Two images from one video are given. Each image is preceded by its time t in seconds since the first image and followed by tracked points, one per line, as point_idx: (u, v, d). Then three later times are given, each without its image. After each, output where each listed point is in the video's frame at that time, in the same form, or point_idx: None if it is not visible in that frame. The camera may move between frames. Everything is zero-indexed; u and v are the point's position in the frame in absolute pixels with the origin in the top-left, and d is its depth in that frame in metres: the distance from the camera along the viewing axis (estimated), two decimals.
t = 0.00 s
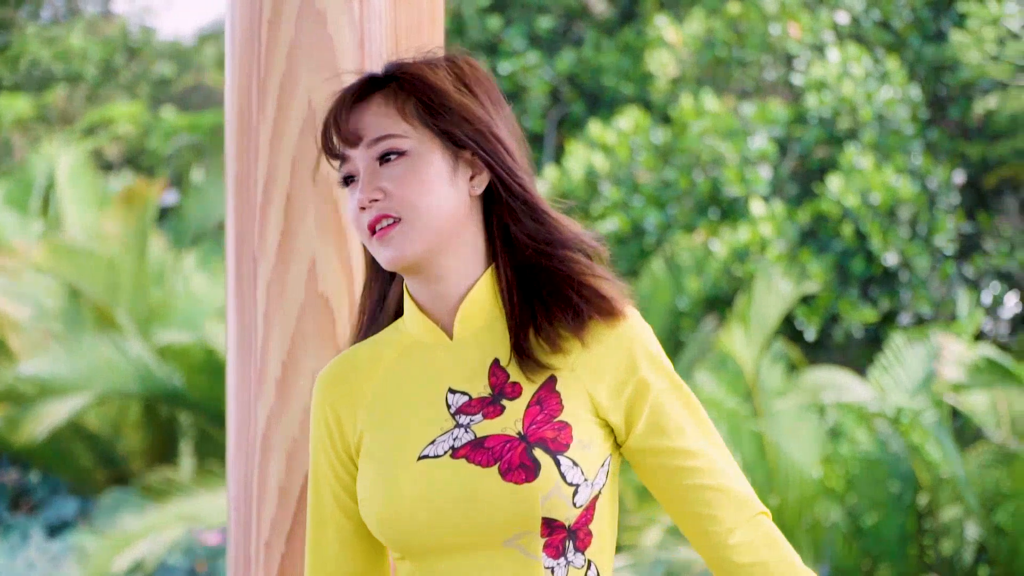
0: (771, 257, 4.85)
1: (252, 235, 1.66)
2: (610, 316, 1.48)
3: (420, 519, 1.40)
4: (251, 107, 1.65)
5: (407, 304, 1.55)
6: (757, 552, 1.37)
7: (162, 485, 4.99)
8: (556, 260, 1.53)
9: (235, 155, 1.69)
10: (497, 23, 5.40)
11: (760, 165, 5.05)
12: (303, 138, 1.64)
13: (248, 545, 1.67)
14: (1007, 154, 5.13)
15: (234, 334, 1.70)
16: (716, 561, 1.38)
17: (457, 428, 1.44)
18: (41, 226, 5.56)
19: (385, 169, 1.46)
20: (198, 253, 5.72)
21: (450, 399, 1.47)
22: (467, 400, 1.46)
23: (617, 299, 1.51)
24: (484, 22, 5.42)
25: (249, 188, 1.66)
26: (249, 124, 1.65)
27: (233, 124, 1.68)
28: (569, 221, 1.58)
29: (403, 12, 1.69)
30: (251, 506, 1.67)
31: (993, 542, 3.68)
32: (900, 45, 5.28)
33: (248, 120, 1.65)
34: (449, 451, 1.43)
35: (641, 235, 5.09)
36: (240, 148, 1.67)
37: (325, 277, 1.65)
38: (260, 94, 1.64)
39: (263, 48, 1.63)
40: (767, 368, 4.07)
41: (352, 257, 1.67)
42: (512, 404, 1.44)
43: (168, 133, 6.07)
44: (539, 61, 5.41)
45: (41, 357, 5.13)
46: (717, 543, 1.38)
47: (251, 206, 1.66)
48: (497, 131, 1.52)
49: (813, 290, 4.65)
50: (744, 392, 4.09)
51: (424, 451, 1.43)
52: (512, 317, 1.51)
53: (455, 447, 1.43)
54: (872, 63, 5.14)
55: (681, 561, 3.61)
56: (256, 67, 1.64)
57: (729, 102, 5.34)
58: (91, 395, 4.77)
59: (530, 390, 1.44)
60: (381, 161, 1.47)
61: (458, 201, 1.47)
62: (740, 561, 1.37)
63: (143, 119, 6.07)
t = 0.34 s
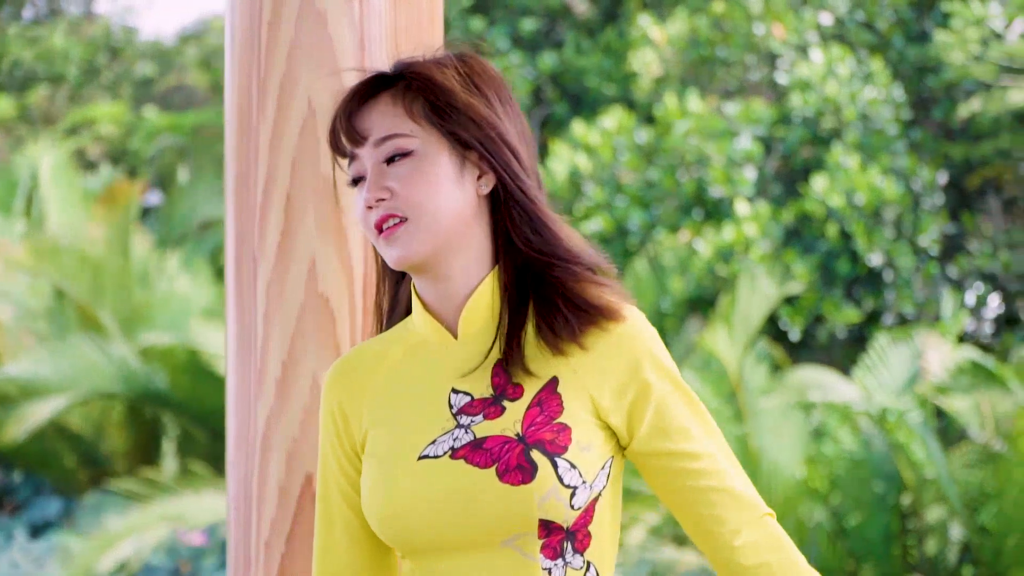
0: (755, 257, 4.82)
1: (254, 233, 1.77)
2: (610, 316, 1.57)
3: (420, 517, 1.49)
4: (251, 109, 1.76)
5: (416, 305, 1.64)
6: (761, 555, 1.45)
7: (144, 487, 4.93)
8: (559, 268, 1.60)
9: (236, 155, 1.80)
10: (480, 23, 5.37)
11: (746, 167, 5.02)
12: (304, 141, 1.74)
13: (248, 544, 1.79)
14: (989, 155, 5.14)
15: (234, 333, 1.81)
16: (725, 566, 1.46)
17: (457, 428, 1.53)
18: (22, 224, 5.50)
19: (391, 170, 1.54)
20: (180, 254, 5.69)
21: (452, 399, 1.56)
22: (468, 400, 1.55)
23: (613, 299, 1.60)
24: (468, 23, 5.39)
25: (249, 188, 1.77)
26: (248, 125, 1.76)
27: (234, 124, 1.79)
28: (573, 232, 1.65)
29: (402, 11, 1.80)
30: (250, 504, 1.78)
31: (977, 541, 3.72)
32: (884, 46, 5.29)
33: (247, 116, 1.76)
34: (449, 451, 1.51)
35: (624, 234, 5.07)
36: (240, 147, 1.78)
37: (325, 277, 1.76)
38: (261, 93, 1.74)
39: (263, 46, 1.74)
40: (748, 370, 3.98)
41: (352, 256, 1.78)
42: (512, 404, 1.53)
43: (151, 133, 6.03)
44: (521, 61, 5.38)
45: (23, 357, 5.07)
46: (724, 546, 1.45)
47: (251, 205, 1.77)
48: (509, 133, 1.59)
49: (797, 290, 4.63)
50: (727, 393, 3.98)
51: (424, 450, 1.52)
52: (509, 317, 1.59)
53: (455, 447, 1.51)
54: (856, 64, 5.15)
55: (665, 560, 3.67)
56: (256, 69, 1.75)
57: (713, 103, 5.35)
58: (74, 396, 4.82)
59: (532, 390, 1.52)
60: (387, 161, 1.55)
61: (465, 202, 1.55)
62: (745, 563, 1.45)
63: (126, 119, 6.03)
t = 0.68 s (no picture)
0: (737, 257, 4.80)
1: (253, 236, 1.61)
2: (617, 321, 1.45)
3: (419, 515, 1.40)
4: (251, 112, 1.60)
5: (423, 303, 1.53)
6: (773, 557, 1.34)
7: (124, 491, 5.00)
8: (572, 271, 1.47)
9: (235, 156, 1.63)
10: (461, 23, 5.34)
11: (730, 168, 5.03)
12: (305, 141, 1.59)
13: (248, 546, 1.62)
14: (970, 156, 5.16)
15: (234, 338, 1.65)
16: (728, 568, 1.35)
17: (459, 430, 1.43)
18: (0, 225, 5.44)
19: (397, 171, 1.43)
20: (160, 254, 5.65)
21: (456, 401, 1.45)
22: (472, 402, 1.44)
23: (626, 307, 1.48)
24: (449, 23, 5.36)
25: (249, 191, 1.61)
26: (248, 127, 1.61)
27: (233, 124, 1.63)
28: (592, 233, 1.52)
29: (402, 13, 1.66)
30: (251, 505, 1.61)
31: (959, 541, 3.77)
32: (865, 46, 5.31)
33: (247, 117, 1.61)
34: (450, 453, 1.41)
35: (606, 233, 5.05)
36: (240, 148, 1.62)
37: (326, 277, 1.59)
38: (261, 94, 1.59)
39: (264, 47, 1.59)
40: (731, 369, 3.94)
41: (354, 257, 1.61)
42: (516, 408, 1.42)
43: (131, 133, 5.98)
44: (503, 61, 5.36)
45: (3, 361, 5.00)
46: (730, 548, 1.35)
47: (251, 209, 1.61)
48: (518, 133, 1.47)
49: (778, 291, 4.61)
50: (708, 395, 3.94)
51: (427, 453, 1.42)
52: (515, 318, 1.47)
53: (456, 449, 1.41)
54: (838, 64, 5.15)
55: (647, 561, 3.67)
56: (256, 70, 1.59)
57: (695, 103, 5.34)
58: (53, 399, 4.89)
59: (535, 392, 1.42)
60: (393, 160, 1.45)
61: (471, 202, 1.44)
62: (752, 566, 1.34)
63: (105, 120, 5.98)
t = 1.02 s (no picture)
0: (722, 257, 4.80)
1: (254, 241, 1.48)
2: (616, 326, 1.33)
3: (420, 515, 1.30)
4: (251, 116, 1.47)
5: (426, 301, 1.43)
6: (777, 562, 1.23)
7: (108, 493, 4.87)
8: (574, 277, 1.36)
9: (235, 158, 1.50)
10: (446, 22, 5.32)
11: (715, 169, 5.04)
12: (306, 142, 1.46)
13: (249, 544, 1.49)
14: (953, 157, 5.18)
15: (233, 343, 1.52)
16: (730, 572, 1.24)
17: (460, 434, 1.33)
18: None
19: (399, 175, 1.34)
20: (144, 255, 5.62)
21: (458, 404, 1.35)
22: (473, 406, 1.34)
23: (628, 312, 1.36)
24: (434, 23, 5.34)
25: (249, 192, 1.48)
26: (248, 129, 1.48)
27: (233, 125, 1.50)
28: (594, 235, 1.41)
29: (402, 18, 1.53)
30: (251, 508, 1.49)
31: (944, 542, 3.79)
32: (849, 48, 5.33)
33: (248, 118, 1.48)
34: (450, 457, 1.31)
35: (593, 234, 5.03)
36: (240, 150, 1.49)
37: (326, 277, 1.46)
38: (261, 99, 1.46)
39: (265, 50, 1.46)
40: (716, 367, 3.94)
41: (355, 260, 1.48)
42: (517, 412, 1.31)
43: (115, 134, 5.93)
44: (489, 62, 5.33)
45: None
46: (730, 548, 1.23)
47: (251, 212, 1.48)
48: (520, 134, 1.36)
49: (764, 291, 4.59)
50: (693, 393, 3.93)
51: (426, 455, 1.32)
52: (516, 322, 1.36)
53: (455, 453, 1.31)
54: (823, 64, 5.16)
55: (634, 562, 3.67)
56: (257, 70, 1.46)
57: (679, 103, 5.34)
58: (38, 401, 4.79)
59: (536, 399, 1.31)
60: (394, 164, 1.35)
61: (472, 207, 1.34)
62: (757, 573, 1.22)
63: (89, 121, 5.93)
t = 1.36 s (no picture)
0: (703, 258, 4.80)
1: (252, 243, 1.44)
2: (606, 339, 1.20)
3: (418, 516, 1.22)
4: (247, 115, 1.44)
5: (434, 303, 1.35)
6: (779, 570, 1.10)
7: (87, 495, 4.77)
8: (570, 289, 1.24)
9: (229, 159, 1.47)
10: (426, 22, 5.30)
11: (694, 168, 5.03)
12: (305, 143, 1.43)
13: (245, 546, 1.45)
14: (933, 157, 5.19)
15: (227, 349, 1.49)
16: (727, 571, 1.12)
17: (455, 438, 1.24)
18: None
19: (397, 179, 1.25)
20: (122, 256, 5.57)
21: (457, 408, 1.26)
22: (470, 410, 1.25)
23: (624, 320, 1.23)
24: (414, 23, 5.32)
25: (246, 195, 1.45)
26: (243, 129, 1.45)
27: (230, 126, 1.47)
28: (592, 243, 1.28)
29: (400, 21, 1.51)
30: (247, 510, 1.44)
31: (925, 542, 3.79)
32: (830, 48, 5.34)
33: (244, 121, 1.45)
34: (444, 461, 1.23)
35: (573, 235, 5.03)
36: (236, 151, 1.46)
37: (325, 281, 1.43)
38: (259, 104, 1.43)
39: (263, 49, 1.43)
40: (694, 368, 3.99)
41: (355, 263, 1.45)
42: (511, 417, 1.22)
43: (93, 134, 5.88)
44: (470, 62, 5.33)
45: None
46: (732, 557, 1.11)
47: (248, 214, 1.45)
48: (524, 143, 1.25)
49: (744, 290, 4.61)
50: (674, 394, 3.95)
51: (422, 459, 1.24)
52: (513, 326, 1.25)
53: (449, 457, 1.23)
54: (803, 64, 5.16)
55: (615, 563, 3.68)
56: (254, 69, 1.44)
57: (659, 103, 5.34)
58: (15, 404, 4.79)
59: (530, 403, 1.21)
60: (394, 168, 1.27)
61: (469, 213, 1.25)
62: None
63: (67, 121, 5.88)
